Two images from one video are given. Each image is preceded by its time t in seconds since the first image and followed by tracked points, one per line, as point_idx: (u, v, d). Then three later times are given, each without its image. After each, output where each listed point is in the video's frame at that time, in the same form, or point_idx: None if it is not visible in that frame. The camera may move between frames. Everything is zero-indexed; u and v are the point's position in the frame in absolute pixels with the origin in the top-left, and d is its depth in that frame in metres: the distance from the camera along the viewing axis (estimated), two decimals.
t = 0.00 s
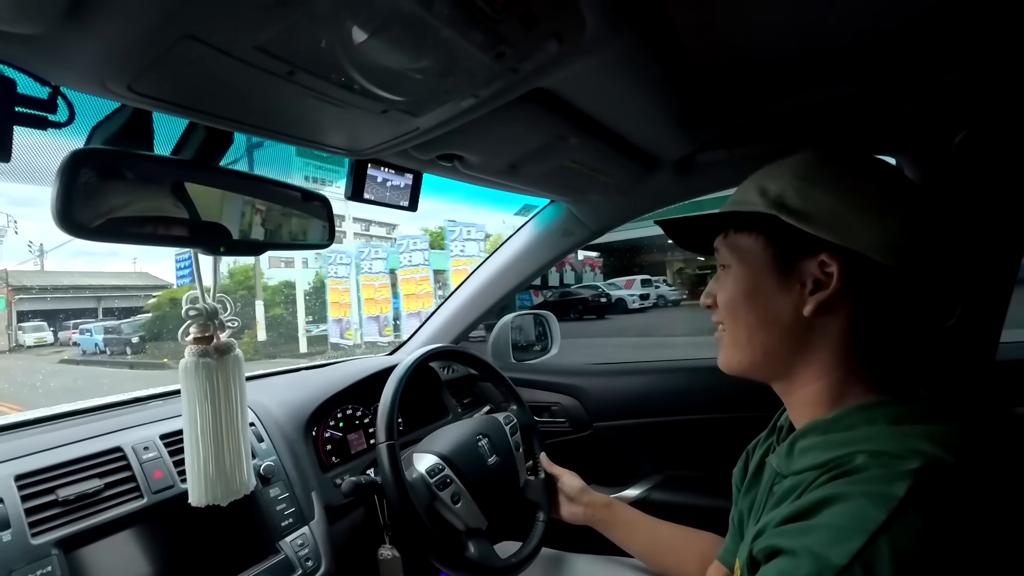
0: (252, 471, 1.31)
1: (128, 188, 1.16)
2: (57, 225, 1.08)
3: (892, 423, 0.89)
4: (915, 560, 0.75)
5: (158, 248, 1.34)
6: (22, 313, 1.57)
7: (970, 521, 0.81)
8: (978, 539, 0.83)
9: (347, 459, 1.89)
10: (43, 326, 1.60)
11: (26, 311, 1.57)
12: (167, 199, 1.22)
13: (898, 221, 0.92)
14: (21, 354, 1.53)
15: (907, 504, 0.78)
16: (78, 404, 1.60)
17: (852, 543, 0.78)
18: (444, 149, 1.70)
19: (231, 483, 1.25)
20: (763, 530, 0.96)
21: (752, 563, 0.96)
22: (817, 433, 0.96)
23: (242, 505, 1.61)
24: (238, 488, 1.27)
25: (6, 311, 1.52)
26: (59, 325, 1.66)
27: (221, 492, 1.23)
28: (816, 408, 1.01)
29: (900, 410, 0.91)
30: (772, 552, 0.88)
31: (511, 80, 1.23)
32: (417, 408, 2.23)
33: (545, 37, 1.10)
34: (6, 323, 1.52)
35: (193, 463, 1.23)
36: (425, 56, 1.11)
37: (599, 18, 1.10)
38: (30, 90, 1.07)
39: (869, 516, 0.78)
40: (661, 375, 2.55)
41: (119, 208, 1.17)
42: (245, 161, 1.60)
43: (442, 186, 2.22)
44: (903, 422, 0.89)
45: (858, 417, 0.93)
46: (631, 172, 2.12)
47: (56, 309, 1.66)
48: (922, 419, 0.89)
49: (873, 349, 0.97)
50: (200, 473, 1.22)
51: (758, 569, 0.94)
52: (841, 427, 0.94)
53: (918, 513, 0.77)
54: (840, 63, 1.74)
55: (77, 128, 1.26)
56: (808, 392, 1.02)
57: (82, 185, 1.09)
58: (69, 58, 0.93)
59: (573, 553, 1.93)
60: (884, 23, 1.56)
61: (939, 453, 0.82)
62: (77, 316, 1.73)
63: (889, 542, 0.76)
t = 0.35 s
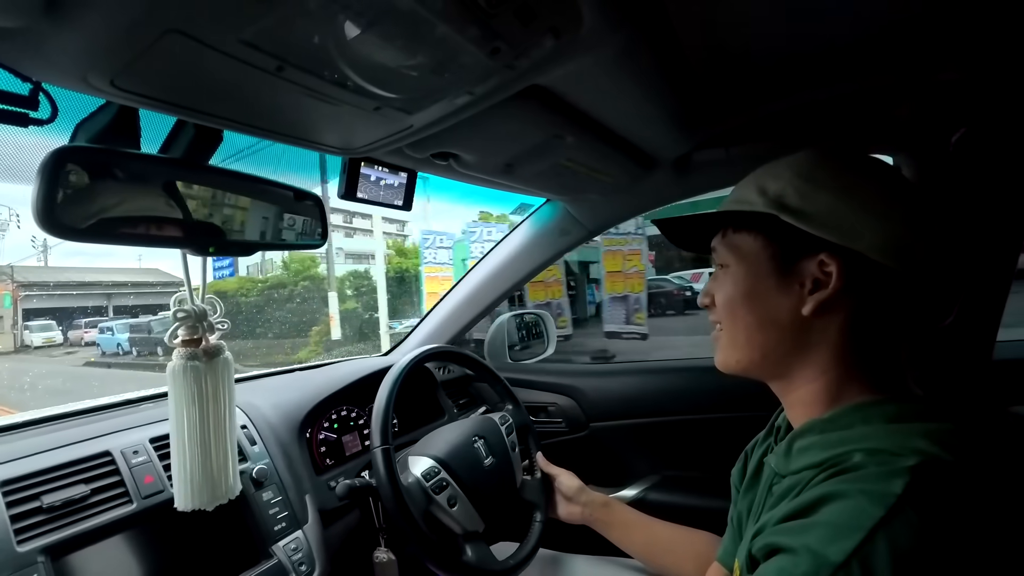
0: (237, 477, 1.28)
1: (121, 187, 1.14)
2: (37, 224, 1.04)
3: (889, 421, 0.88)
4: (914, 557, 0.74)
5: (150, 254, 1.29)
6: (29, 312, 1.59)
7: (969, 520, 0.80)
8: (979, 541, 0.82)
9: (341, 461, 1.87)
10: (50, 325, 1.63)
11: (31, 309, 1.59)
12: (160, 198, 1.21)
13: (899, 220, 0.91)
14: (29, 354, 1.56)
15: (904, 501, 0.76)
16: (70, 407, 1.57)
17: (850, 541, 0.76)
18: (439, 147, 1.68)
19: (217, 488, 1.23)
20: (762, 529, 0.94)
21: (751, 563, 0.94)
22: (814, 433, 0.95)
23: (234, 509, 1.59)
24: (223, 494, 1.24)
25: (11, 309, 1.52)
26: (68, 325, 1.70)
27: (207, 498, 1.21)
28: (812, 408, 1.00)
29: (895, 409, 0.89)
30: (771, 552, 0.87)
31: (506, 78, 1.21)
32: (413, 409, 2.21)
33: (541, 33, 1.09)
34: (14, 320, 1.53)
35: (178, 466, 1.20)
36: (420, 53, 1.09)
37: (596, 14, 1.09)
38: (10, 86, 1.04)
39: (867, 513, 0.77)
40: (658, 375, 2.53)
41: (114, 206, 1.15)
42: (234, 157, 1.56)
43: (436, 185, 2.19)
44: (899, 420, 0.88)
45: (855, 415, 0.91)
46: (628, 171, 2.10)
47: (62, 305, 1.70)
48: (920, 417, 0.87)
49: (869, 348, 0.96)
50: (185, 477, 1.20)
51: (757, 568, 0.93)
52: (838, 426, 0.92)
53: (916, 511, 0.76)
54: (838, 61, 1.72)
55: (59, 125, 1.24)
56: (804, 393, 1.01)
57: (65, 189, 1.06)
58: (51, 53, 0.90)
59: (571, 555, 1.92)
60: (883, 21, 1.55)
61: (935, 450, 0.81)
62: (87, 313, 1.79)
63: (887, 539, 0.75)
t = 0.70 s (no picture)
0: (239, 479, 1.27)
1: (115, 188, 1.13)
2: (25, 228, 1.04)
3: (887, 420, 0.87)
4: (911, 557, 0.73)
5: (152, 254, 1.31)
6: (36, 309, 1.63)
7: (968, 517, 0.79)
8: (976, 542, 0.81)
9: (336, 464, 1.85)
10: (60, 324, 1.67)
11: (39, 307, 1.64)
12: (153, 200, 1.19)
13: (893, 218, 0.90)
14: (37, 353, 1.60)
15: (902, 499, 0.76)
16: (58, 412, 1.55)
17: (848, 541, 0.76)
18: (433, 147, 1.67)
19: (217, 494, 1.21)
20: (760, 529, 0.93)
21: (750, 563, 0.94)
22: (812, 432, 0.94)
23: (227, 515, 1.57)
24: (224, 496, 1.23)
25: (18, 306, 1.57)
26: (80, 323, 1.74)
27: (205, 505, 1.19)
28: (809, 406, 0.99)
29: (894, 407, 0.89)
30: (769, 552, 0.86)
31: (500, 77, 1.20)
32: (408, 411, 2.20)
33: (535, 32, 1.07)
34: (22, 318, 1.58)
35: (173, 470, 1.19)
36: (413, 52, 1.08)
37: (590, 13, 1.08)
38: None
39: (865, 512, 0.76)
40: (655, 374, 2.52)
41: (103, 208, 1.14)
42: (226, 160, 1.55)
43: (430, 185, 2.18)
44: (897, 419, 0.87)
45: (852, 414, 0.91)
46: (623, 171, 2.09)
47: (65, 303, 1.71)
48: (917, 416, 0.87)
49: (867, 346, 0.95)
50: (181, 482, 1.19)
51: (755, 568, 0.92)
52: (836, 425, 0.91)
53: (913, 508, 0.75)
54: (833, 60, 1.72)
55: (46, 125, 1.22)
56: (802, 391, 1.00)
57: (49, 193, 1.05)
58: (34, 52, 0.89)
59: (568, 556, 1.91)
60: (878, 20, 1.54)
61: (934, 449, 0.80)
62: (100, 311, 1.80)
63: (884, 539, 0.74)
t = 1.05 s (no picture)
0: (225, 481, 1.25)
1: (109, 186, 1.13)
2: (15, 225, 1.04)
3: (880, 420, 0.87)
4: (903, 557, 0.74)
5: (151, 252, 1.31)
6: (47, 307, 1.74)
7: (959, 516, 0.80)
8: (971, 542, 0.82)
9: (332, 465, 1.85)
10: (72, 322, 1.76)
11: (52, 303, 1.75)
12: (150, 200, 1.19)
13: (886, 220, 0.91)
14: (50, 352, 1.68)
15: (895, 499, 0.76)
16: (52, 411, 1.55)
17: (841, 540, 0.76)
18: (429, 147, 1.66)
19: (204, 495, 1.20)
20: (754, 529, 0.93)
21: (744, 563, 0.94)
22: (807, 432, 0.94)
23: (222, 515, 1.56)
24: (212, 498, 1.21)
25: (28, 301, 1.69)
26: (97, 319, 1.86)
27: (192, 506, 1.18)
28: (804, 408, 0.99)
29: (889, 407, 0.89)
30: (763, 552, 0.86)
31: (498, 77, 1.20)
32: (404, 411, 2.19)
33: (533, 33, 1.07)
34: (31, 313, 1.69)
35: (164, 470, 1.18)
36: (411, 52, 1.08)
37: (588, 14, 1.08)
38: None
39: (858, 512, 0.77)
40: (651, 375, 2.52)
41: (99, 210, 1.14)
42: (224, 160, 1.57)
43: (427, 186, 2.18)
44: (891, 419, 0.87)
45: (845, 414, 0.91)
46: (620, 172, 2.09)
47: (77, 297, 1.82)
48: (913, 417, 0.87)
49: (863, 344, 0.96)
50: (172, 481, 1.18)
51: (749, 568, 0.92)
52: (830, 425, 0.91)
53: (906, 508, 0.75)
54: (829, 62, 1.73)
55: (40, 123, 1.21)
56: (796, 393, 1.00)
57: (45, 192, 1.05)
58: (29, 49, 0.88)
59: (563, 557, 1.91)
60: (875, 23, 1.55)
61: (926, 449, 0.81)
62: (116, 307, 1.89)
63: (877, 538, 0.75)
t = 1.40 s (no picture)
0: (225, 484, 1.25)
1: (101, 188, 1.12)
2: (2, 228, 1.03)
3: (876, 418, 0.87)
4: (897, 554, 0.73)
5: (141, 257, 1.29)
6: (62, 303, 1.63)
7: (955, 516, 0.80)
8: (966, 542, 0.81)
9: (327, 467, 1.84)
10: (91, 320, 1.67)
11: (65, 299, 1.64)
12: (142, 200, 1.18)
13: (886, 220, 0.91)
14: (67, 352, 1.60)
15: (890, 496, 0.76)
16: (44, 414, 1.55)
17: (837, 537, 0.75)
18: (424, 147, 1.66)
19: (197, 499, 1.19)
20: (750, 526, 0.93)
21: (739, 561, 0.93)
22: (802, 430, 0.93)
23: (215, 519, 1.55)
24: (207, 501, 1.20)
25: (42, 296, 1.57)
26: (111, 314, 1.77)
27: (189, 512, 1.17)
28: (801, 406, 0.99)
29: (885, 406, 0.88)
30: (758, 549, 0.85)
31: (491, 77, 1.19)
32: (400, 412, 2.18)
33: (525, 33, 1.07)
34: (45, 310, 1.59)
35: (157, 474, 1.17)
36: (404, 52, 1.07)
37: (582, 13, 1.07)
38: None
39: (853, 509, 0.76)
40: (647, 375, 2.52)
41: (90, 209, 1.12)
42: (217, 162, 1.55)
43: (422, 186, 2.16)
44: (886, 417, 0.87)
45: (840, 412, 0.90)
46: (615, 172, 2.09)
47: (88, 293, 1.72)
48: (909, 415, 0.86)
49: (859, 345, 0.95)
50: (166, 484, 1.17)
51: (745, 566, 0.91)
52: (825, 423, 0.91)
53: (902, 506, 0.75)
54: (825, 62, 1.73)
55: (29, 124, 1.19)
56: (794, 390, 0.99)
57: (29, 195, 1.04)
58: (15, 49, 0.87)
59: (560, 558, 1.90)
60: (870, 22, 1.54)
61: (921, 447, 0.80)
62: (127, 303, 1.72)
63: (873, 536, 0.74)
